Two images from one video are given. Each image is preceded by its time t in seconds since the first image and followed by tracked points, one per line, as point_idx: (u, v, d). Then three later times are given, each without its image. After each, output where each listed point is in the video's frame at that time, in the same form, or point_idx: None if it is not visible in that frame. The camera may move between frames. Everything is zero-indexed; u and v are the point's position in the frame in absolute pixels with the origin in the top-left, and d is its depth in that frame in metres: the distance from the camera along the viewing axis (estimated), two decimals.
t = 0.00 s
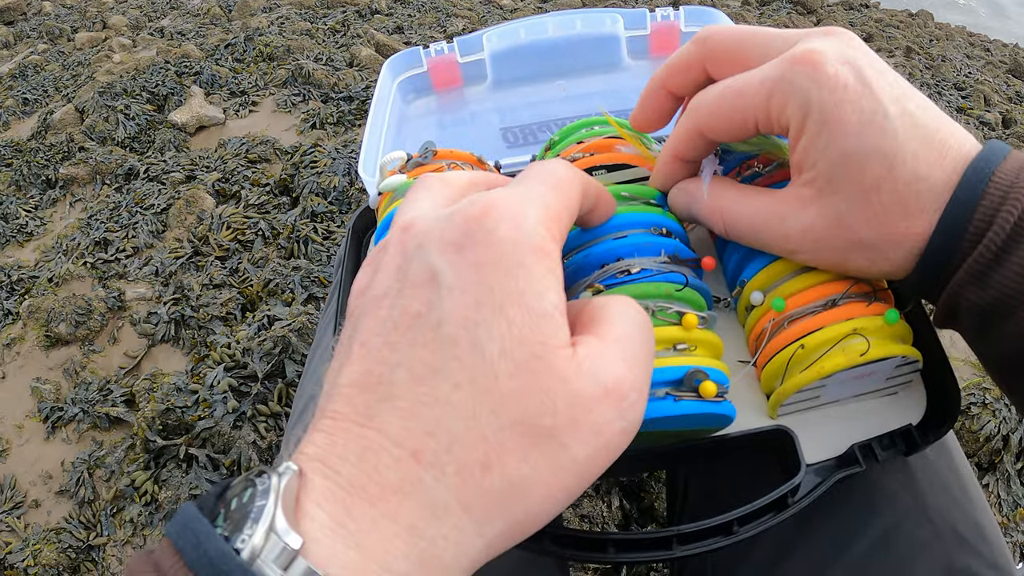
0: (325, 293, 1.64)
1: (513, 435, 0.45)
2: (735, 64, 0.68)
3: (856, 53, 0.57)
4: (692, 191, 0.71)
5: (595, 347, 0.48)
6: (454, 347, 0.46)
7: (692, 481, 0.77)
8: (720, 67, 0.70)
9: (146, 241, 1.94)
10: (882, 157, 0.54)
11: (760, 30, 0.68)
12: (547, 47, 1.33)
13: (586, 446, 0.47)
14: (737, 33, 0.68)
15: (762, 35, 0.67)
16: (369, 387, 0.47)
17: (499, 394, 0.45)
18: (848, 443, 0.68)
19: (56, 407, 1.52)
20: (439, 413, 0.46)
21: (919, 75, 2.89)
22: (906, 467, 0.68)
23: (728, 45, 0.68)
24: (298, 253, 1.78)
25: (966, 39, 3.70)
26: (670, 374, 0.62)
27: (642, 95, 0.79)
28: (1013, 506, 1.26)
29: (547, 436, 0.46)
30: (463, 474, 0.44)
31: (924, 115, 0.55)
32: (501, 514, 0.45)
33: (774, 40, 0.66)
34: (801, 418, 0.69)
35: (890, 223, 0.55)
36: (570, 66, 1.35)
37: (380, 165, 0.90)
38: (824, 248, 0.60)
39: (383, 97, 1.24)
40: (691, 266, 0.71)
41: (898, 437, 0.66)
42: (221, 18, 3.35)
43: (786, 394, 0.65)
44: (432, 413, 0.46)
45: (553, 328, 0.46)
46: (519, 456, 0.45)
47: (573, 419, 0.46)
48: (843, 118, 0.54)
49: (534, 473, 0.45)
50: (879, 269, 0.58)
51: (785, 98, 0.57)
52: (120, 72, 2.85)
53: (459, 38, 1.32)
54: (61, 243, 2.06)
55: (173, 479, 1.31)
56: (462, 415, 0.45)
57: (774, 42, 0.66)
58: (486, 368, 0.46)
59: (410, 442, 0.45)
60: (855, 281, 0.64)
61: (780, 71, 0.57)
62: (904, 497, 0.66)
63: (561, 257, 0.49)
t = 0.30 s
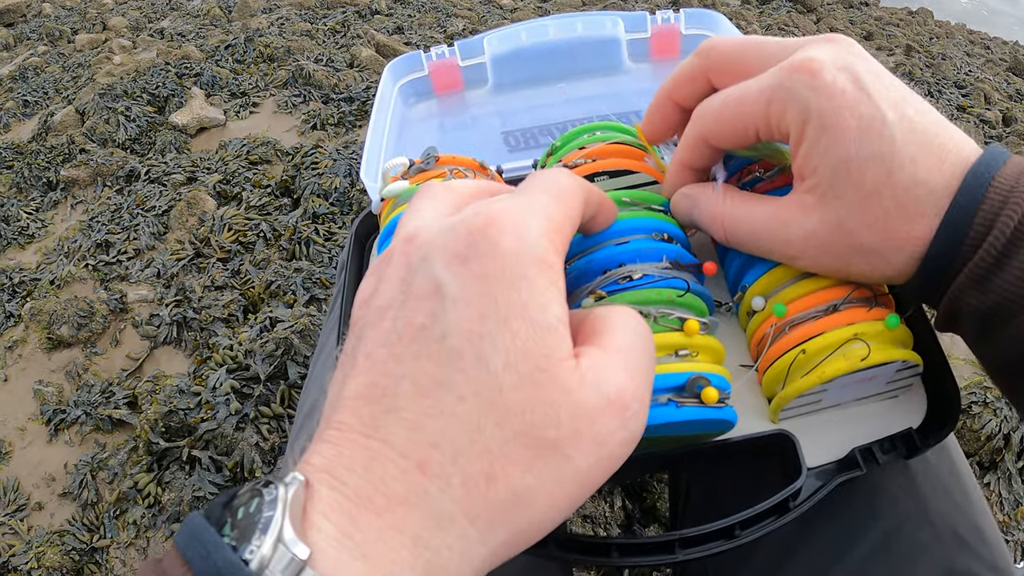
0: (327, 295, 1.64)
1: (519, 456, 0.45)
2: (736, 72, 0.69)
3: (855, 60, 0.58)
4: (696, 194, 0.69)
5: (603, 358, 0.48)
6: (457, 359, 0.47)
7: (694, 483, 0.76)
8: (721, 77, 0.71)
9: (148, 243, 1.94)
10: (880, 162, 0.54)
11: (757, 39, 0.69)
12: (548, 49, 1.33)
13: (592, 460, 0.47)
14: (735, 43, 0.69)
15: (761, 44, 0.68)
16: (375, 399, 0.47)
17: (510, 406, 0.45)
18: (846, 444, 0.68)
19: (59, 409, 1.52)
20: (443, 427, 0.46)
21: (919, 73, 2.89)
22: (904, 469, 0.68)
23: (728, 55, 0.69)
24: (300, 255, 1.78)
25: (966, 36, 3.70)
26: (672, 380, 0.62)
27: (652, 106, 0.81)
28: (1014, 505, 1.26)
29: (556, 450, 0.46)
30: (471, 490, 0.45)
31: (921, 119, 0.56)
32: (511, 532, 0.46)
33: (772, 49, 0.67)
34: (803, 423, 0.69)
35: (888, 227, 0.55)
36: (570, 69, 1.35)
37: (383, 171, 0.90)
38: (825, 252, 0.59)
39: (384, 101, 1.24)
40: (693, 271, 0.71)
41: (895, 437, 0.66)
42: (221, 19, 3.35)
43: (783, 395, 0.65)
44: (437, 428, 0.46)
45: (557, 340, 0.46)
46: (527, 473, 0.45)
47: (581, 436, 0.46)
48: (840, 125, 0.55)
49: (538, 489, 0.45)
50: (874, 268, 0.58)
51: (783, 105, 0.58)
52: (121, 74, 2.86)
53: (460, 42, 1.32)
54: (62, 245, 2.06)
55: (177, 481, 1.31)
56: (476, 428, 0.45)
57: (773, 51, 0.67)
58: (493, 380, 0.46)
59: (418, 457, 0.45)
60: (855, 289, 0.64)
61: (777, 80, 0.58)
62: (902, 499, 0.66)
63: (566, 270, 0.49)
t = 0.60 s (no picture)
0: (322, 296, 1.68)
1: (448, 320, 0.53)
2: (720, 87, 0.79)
3: (836, 80, 0.67)
4: (676, 207, 0.82)
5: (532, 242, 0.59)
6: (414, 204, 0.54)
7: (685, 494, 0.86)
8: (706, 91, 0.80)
9: (148, 248, 1.95)
10: (860, 176, 0.63)
11: (739, 57, 0.79)
12: (540, 60, 1.35)
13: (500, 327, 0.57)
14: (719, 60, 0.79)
15: (743, 62, 0.78)
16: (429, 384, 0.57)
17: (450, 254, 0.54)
18: (830, 451, 0.81)
19: (61, 415, 1.55)
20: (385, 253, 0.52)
21: (918, 72, 2.89)
22: (890, 480, 0.80)
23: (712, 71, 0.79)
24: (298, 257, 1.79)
25: (965, 35, 3.71)
26: (650, 396, 0.74)
27: (641, 121, 0.90)
28: (1014, 506, 1.35)
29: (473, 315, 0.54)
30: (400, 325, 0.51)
31: (902, 135, 0.64)
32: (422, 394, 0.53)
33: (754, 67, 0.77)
34: (785, 432, 0.82)
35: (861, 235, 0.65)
36: (562, 80, 1.36)
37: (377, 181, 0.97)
38: (805, 262, 0.70)
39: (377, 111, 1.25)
40: (672, 281, 0.86)
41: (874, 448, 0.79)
42: (220, 23, 3.35)
43: (777, 399, 0.76)
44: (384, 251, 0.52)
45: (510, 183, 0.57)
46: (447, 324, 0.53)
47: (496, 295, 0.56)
48: (820, 139, 0.64)
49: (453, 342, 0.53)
50: (850, 277, 0.68)
51: (764, 118, 0.68)
52: (121, 79, 2.86)
53: (452, 53, 1.33)
54: (63, 251, 2.06)
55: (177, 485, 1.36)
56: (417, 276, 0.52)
57: (754, 70, 0.76)
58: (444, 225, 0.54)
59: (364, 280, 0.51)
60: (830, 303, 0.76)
61: (759, 95, 0.67)
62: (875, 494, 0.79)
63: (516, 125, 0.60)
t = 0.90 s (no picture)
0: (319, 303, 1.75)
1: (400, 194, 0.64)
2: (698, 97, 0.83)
3: (809, 93, 0.72)
4: (652, 219, 0.87)
5: (487, 156, 0.69)
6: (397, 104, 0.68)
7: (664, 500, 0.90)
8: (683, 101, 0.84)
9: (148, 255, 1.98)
10: (830, 186, 0.68)
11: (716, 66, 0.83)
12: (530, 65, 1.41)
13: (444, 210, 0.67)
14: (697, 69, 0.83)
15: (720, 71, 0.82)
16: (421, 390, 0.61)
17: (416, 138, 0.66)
18: (806, 459, 0.82)
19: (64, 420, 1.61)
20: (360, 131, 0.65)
21: (916, 71, 2.90)
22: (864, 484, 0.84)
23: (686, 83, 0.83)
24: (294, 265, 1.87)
25: (963, 33, 3.71)
26: (618, 407, 0.77)
27: (620, 134, 0.94)
28: (1009, 506, 1.38)
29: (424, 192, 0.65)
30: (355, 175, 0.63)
31: (871, 146, 0.70)
32: (369, 255, 0.63)
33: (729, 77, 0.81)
34: (759, 439, 0.83)
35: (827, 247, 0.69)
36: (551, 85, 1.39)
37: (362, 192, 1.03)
38: (776, 272, 0.74)
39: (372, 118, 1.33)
40: (647, 292, 0.88)
41: (847, 454, 0.81)
42: (218, 26, 3.36)
43: (751, 404, 0.79)
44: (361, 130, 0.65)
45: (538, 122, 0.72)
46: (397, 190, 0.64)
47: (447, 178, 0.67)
48: (790, 149, 0.69)
49: (401, 211, 0.64)
50: (819, 287, 0.72)
51: (736, 127, 0.73)
52: (120, 83, 2.88)
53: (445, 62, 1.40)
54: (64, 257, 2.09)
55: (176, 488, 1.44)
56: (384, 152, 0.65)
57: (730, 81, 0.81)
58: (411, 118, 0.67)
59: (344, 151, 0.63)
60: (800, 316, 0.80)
61: (733, 105, 0.72)
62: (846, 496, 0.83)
63: (571, 75, 0.74)
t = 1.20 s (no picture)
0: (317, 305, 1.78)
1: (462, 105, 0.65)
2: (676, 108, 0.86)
3: (780, 102, 0.75)
4: (631, 226, 0.90)
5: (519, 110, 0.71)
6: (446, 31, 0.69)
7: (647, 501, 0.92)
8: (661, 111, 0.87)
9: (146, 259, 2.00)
10: (801, 189, 0.70)
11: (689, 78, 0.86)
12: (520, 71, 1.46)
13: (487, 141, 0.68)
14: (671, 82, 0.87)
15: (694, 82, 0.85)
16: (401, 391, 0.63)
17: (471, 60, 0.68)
18: (785, 462, 0.84)
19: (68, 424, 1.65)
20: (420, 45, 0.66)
21: (914, 71, 2.90)
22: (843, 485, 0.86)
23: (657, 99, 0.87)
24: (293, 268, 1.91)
25: (962, 33, 3.72)
26: (597, 412, 0.78)
27: (600, 146, 0.97)
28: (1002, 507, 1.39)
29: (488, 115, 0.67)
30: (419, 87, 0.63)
31: (839, 150, 0.72)
32: (410, 165, 0.63)
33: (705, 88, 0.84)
34: (740, 444, 0.85)
35: (800, 250, 0.71)
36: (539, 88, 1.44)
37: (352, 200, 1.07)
38: (750, 275, 0.76)
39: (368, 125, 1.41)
40: (628, 300, 0.90)
41: (824, 456, 0.83)
42: (218, 29, 3.37)
43: (728, 408, 0.80)
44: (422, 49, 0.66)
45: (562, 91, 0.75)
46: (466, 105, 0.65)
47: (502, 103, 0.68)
48: (761, 154, 0.72)
49: (446, 126, 0.64)
50: (794, 290, 0.74)
51: (709, 136, 0.76)
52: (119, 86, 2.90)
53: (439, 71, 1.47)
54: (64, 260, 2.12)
55: (176, 490, 1.47)
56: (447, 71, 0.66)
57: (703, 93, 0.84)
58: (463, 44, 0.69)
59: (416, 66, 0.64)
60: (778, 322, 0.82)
61: (706, 115, 0.76)
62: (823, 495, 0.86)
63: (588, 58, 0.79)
